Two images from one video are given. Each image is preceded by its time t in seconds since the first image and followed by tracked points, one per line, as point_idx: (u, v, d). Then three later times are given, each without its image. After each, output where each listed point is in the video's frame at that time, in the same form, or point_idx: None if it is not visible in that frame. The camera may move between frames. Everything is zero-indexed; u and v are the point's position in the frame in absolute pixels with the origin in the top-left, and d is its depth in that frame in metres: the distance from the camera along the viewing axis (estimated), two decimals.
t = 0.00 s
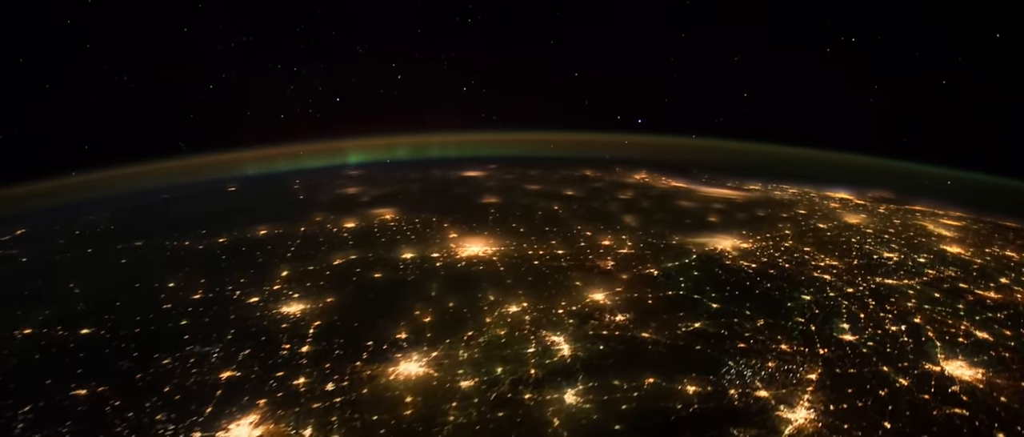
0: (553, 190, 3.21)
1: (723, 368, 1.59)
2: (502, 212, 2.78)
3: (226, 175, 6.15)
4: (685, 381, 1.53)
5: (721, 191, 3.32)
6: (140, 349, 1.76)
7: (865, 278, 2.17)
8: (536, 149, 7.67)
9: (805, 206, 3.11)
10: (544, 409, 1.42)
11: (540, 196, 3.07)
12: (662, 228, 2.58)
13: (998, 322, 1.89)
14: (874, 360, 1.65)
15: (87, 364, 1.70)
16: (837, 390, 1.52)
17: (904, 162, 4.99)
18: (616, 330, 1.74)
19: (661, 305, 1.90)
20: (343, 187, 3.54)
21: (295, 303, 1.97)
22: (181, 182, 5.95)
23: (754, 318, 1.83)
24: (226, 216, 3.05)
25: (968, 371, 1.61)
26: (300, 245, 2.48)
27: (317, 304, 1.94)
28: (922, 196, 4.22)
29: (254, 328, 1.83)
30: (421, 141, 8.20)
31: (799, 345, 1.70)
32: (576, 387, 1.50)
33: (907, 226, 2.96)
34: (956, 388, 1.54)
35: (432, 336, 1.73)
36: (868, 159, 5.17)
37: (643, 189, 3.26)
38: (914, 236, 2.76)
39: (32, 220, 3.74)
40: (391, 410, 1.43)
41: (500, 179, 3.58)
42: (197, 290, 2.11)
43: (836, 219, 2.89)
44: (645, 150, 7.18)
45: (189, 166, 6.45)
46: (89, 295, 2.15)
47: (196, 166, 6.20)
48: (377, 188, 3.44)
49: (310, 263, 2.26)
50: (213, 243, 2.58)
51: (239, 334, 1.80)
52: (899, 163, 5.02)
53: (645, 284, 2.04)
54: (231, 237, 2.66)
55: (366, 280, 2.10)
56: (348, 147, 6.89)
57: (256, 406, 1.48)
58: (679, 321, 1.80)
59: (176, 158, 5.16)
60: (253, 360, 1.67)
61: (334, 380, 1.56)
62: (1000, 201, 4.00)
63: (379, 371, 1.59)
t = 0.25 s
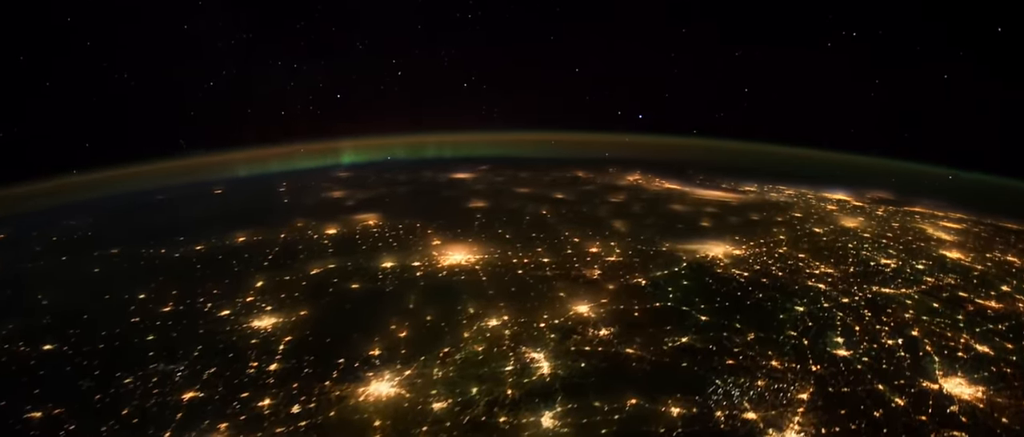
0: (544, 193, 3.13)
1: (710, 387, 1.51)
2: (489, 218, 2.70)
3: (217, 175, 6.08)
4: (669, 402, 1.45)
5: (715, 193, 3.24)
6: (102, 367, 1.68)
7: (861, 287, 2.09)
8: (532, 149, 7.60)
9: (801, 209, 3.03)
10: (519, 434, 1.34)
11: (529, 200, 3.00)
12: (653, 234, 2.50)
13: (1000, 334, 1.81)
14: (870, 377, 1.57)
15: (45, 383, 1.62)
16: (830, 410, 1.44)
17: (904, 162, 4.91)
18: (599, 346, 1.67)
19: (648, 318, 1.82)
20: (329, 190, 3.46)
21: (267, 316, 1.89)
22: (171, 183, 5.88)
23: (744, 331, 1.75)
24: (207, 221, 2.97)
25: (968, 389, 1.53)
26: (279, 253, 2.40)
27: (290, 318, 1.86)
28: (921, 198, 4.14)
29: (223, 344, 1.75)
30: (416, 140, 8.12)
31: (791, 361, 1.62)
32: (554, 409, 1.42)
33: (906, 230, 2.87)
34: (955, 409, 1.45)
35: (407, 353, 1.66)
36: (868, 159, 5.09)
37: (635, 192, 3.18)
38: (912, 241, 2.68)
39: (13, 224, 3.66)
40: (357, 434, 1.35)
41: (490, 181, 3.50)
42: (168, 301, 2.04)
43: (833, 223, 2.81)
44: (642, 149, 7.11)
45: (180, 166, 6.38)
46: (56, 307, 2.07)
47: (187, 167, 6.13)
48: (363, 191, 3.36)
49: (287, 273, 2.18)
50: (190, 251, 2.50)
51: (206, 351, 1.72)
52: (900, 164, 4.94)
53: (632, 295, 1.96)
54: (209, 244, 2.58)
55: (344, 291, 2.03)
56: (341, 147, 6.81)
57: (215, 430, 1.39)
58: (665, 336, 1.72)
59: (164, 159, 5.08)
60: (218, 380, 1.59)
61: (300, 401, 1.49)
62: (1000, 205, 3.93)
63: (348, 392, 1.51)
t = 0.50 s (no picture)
0: (532, 197, 3.05)
1: (696, 408, 1.43)
2: (475, 224, 2.63)
3: (208, 176, 6.00)
4: (652, 425, 1.36)
5: (709, 196, 3.16)
6: (60, 386, 1.60)
7: (857, 297, 2.01)
8: (528, 149, 7.52)
9: (796, 213, 2.94)
10: None
11: (517, 204, 2.92)
12: (642, 240, 2.42)
13: (1001, 348, 1.73)
14: (864, 397, 1.49)
15: None
16: (821, 433, 1.35)
17: (903, 162, 4.83)
18: (580, 364, 1.59)
19: (633, 333, 1.74)
20: (315, 193, 3.39)
21: (237, 331, 1.81)
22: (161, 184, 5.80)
23: (733, 347, 1.67)
24: (186, 227, 2.89)
25: (968, 408, 1.45)
26: (256, 262, 2.32)
27: (260, 333, 1.78)
28: (920, 200, 4.07)
29: (189, 362, 1.67)
30: (411, 140, 8.05)
31: (781, 380, 1.54)
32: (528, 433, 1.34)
33: (905, 234, 2.79)
34: (954, 430, 1.36)
35: (378, 371, 1.58)
36: (868, 160, 5.01)
37: (627, 195, 3.10)
38: (911, 245, 2.60)
39: None
40: None
41: (479, 183, 3.41)
42: (136, 315, 1.96)
43: (829, 228, 2.73)
44: (639, 149, 7.03)
45: (172, 167, 6.30)
46: (20, 321, 1.98)
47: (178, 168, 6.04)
48: (349, 195, 3.28)
49: (261, 284, 2.11)
50: (165, 260, 2.42)
51: (170, 369, 1.65)
52: (900, 164, 4.86)
53: (617, 307, 1.88)
54: (185, 251, 2.50)
55: (319, 303, 1.95)
56: (334, 147, 6.73)
57: None
58: (650, 352, 1.64)
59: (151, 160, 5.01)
60: (179, 401, 1.51)
61: (261, 424, 1.40)
62: (999, 209, 3.85)
63: (313, 415, 1.43)
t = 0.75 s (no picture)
0: (520, 200, 2.97)
1: (680, 431, 1.34)
2: (460, 230, 2.55)
3: (198, 177, 5.91)
4: None
5: (702, 199, 3.08)
6: (13, 407, 1.51)
7: (852, 308, 1.93)
8: (524, 149, 7.44)
9: (791, 217, 2.86)
10: None
11: (504, 209, 2.84)
12: (631, 247, 2.34)
13: (1003, 363, 1.65)
14: (857, 418, 1.41)
15: None
16: None
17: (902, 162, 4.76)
18: (560, 383, 1.51)
19: (617, 349, 1.66)
20: (299, 197, 3.30)
21: (204, 347, 1.74)
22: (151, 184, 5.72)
23: (721, 364, 1.60)
24: (163, 234, 2.81)
25: (967, 430, 1.36)
26: (231, 271, 2.24)
27: (228, 350, 1.71)
28: (918, 202, 3.99)
29: (151, 382, 1.59)
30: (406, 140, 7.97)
31: (770, 400, 1.46)
32: None
33: (903, 238, 2.71)
34: None
35: (348, 391, 1.50)
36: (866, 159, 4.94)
37: (618, 199, 3.02)
38: (909, 251, 2.52)
39: None
40: None
41: (467, 186, 3.33)
42: (102, 330, 1.88)
43: (825, 232, 2.65)
44: (635, 149, 6.95)
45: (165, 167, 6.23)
46: None
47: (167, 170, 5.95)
48: (333, 198, 3.20)
49: (234, 296, 2.03)
50: (138, 269, 2.35)
51: (131, 390, 1.57)
52: (899, 164, 4.79)
53: (602, 321, 1.81)
54: (160, 260, 2.42)
55: (292, 317, 1.87)
56: (326, 147, 6.65)
57: None
58: (634, 370, 1.56)
59: (138, 161, 4.92)
60: (136, 424, 1.43)
61: None
62: (999, 212, 3.78)
63: None
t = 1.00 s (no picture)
0: (508, 204, 2.89)
1: None
2: (443, 237, 2.47)
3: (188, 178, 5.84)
4: None
5: (695, 202, 3.00)
6: None
7: (847, 320, 1.85)
8: (519, 149, 7.36)
9: (786, 221, 2.78)
10: None
11: (491, 213, 2.76)
12: (619, 255, 2.26)
13: (1005, 380, 1.56)
14: None
15: None
16: None
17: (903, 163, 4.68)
18: (537, 405, 1.43)
19: (599, 367, 1.58)
20: (282, 200, 3.22)
21: (168, 366, 1.66)
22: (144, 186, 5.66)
23: (708, 384, 1.51)
24: (139, 240, 2.74)
25: None
26: (204, 282, 2.17)
27: (192, 368, 1.63)
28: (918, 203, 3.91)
29: (108, 403, 1.51)
30: (400, 140, 7.89)
31: (758, 422, 1.38)
32: None
33: (901, 242, 2.63)
34: None
35: (314, 413, 1.42)
36: (866, 160, 4.87)
37: (609, 202, 2.94)
38: (907, 257, 2.44)
39: None
40: None
41: (455, 189, 3.26)
42: (65, 345, 1.80)
43: (821, 238, 2.57)
44: (632, 150, 6.87)
45: (160, 169, 6.18)
46: None
47: (156, 170, 5.88)
48: (317, 202, 3.12)
49: (205, 309, 1.95)
50: (110, 279, 2.27)
51: (87, 411, 1.49)
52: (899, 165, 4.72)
53: (585, 335, 1.73)
54: (133, 270, 2.34)
55: (263, 332, 1.80)
56: (319, 146, 6.57)
57: None
58: (616, 390, 1.49)
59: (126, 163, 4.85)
60: None
61: None
62: (1000, 215, 3.70)
63: None
